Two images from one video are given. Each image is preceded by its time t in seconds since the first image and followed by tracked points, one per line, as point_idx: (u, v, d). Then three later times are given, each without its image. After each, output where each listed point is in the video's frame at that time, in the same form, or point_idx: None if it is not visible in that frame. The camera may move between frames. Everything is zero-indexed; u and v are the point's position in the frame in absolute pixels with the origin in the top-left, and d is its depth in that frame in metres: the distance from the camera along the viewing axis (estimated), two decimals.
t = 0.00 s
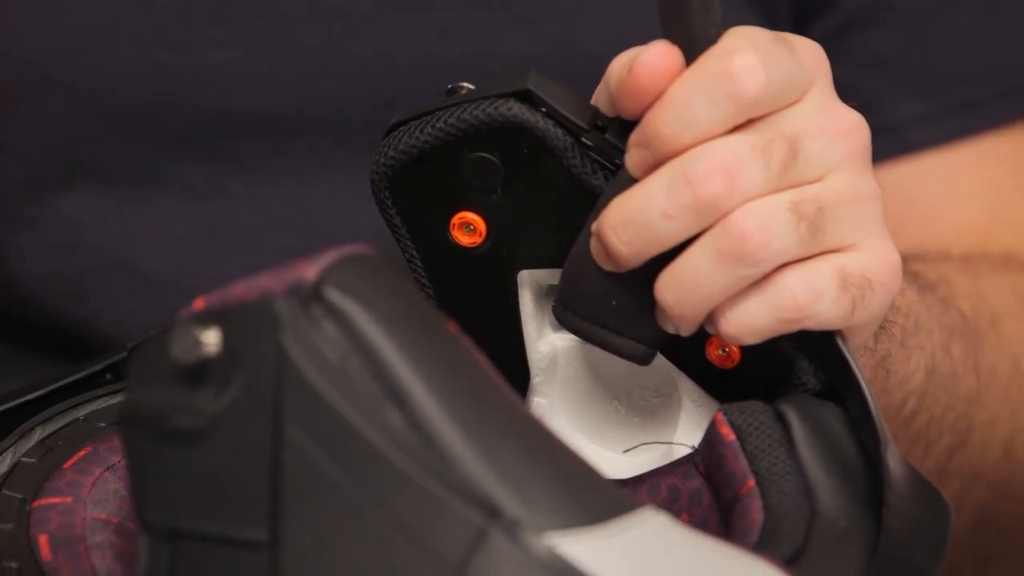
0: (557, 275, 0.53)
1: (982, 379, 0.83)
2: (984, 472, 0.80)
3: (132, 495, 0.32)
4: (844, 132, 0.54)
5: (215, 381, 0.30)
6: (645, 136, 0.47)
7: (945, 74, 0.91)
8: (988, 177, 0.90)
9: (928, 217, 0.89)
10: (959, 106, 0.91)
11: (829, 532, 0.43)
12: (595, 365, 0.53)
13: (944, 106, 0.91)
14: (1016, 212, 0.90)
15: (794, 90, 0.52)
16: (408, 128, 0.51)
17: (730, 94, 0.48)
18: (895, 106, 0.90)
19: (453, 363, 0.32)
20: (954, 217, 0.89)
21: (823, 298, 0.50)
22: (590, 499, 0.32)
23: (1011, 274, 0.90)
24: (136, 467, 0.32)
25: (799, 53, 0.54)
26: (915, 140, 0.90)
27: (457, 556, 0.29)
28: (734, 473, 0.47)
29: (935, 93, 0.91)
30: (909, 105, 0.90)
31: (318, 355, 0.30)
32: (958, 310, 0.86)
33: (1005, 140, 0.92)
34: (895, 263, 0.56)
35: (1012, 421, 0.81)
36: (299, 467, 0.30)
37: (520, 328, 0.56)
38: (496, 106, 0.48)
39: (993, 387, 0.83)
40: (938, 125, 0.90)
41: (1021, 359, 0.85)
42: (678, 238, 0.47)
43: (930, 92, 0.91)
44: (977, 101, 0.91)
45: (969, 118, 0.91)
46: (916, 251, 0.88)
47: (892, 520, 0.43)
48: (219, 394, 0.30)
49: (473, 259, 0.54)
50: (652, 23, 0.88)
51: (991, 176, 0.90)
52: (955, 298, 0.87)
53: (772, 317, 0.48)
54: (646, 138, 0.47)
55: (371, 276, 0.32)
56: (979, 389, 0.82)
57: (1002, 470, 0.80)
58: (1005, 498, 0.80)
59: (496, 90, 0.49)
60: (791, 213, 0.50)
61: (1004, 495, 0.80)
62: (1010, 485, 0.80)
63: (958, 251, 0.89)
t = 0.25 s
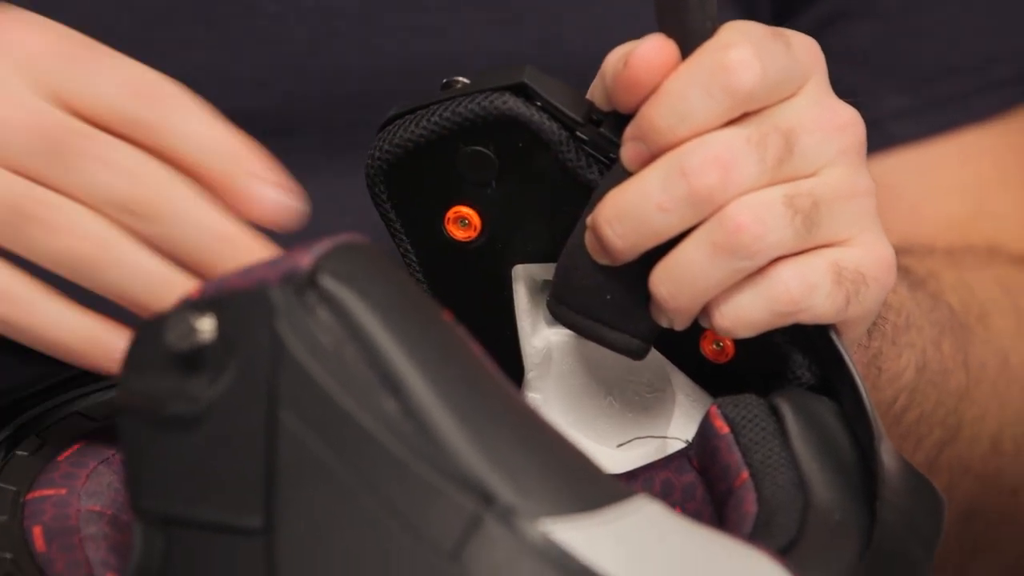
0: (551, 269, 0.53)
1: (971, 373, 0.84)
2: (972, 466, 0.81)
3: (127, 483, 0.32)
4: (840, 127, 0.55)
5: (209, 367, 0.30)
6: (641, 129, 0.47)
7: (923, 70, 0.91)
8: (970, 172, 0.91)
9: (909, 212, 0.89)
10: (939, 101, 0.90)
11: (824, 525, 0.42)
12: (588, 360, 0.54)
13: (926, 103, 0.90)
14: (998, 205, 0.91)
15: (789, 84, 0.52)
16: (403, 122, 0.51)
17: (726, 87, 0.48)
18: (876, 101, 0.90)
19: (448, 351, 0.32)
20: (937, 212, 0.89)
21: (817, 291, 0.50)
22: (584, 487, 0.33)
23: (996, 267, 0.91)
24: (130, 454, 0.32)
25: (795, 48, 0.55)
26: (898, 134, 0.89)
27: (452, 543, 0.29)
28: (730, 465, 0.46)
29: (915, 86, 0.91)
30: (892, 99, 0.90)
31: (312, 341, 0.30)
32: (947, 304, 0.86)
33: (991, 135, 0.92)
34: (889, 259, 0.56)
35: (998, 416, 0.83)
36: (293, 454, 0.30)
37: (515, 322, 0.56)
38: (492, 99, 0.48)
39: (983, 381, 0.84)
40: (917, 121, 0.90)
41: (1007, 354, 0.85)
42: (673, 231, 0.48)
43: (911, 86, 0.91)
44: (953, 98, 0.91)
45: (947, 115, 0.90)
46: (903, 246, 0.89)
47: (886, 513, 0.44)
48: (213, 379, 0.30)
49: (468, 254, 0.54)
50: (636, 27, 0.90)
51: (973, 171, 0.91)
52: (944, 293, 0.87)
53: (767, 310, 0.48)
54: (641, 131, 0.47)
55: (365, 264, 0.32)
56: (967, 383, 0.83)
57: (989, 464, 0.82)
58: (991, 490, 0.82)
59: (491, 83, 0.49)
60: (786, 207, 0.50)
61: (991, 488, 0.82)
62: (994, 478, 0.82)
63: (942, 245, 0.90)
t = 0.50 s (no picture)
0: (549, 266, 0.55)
1: (959, 369, 0.84)
2: (959, 463, 0.82)
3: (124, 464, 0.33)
4: (835, 122, 0.55)
5: (205, 349, 0.31)
6: (639, 122, 0.48)
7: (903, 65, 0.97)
8: (945, 164, 0.94)
9: (890, 199, 0.92)
10: (917, 92, 0.96)
11: (819, 511, 0.42)
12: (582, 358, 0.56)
13: (905, 93, 0.96)
14: (980, 198, 0.93)
15: (785, 79, 0.53)
16: (402, 116, 0.52)
17: (724, 79, 0.48)
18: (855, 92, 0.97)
19: (443, 333, 0.32)
20: (917, 203, 0.92)
21: (814, 283, 0.50)
22: (578, 470, 0.32)
23: (981, 261, 0.91)
24: (126, 438, 0.33)
25: (793, 42, 0.55)
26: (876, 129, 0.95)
27: (445, 522, 0.29)
28: (724, 457, 0.46)
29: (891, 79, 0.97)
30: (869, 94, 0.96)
31: (307, 322, 0.30)
32: (935, 302, 0.87)
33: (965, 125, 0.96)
34: (884, 253, 0.57)
35: (983, 414, 0.83)
36: (288, 433, 0.30)
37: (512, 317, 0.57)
38: (489, 93, 0.48)
39: (970, 377, 0.84)
40: (893, 113, 0.96)
41: (993, 351, 0.85)
42: (669, 222, 0.48)
43: (888, 79, 0.97)
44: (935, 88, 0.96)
45: (929, 105, 0.96)
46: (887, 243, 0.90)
47: (880, 504, 0.43)
48: (207, 361, 0.31)
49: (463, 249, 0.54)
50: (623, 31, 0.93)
51: (945, 161, 0.94)
52: (930, 290, 0.87)
53: (764, 302, 0.48)
54: (639, 123, 0.48)
55: (360, 248, 0.32)
56: (954, 381, 0.83)
57: (975, 462, 0.82)
58: (977, 487, 0.82)
59: (490, 77, 0.48)
60: (782, 199, 0.50)
61: (977, 484, 0.82)
62: (981, 475, 0.82)
63: (923, 236, 0.91)
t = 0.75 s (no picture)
0: (541, 260, 0.54)
1: (945, 365, 0.85)
2: (946, 459, 0.82)
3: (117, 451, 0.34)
4: (827, 116, 0.56)
5: (198, 335, 0.31)
6: (632, 115, 0.48)
7: (888, 57, 0.97)
8: (931, 162, 0.95)
9: (877, 195, 0.93)
10: (902, 88, 0.96)
11: (813, 500, 0.41)
12: (578, 355, 0.55)
13: (892, 88, 0.96)
14: (965, 194, 0.94)
15: (777, 73, 0.53)
16: (395, 112, 0.52)
17: (717, 71, 0.49)
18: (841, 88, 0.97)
19: (436, 319, 0.32)
20: (904, 199, 0.93)
21: (807, 276, 0.50)
22: (572, 455, 0.32)
23: (965, 260, 0.92)
24: (118, 426, 0.33)
25: (785, 36, 0.56)
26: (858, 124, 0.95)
27: (439, 506, 0.29)
28: (717, 448, 0.45)
29: (877, 76, 0.97)
30: (857, 89, 0.96)
31: (300, 306, 0.30)
32: (921, 299, 0.88)
33: (949, 124, 0.97)
34: (877, 247, 0.57)
35: (969, 409, 0.84)
36: (281, 416, 0.30)
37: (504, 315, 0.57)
38: (482, 88, 0.49)
39: (956, 373, 0.85)
40: (880, 108, 0.96)
41: (978, 348, 0.87)
42: (663, 215, 0.48)
43: (873, 76, 0.97)
44: (918, 84, 0.96)
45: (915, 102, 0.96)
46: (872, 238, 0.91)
47: (874, 494, 0.42)
48: (200, 347, 0.31)
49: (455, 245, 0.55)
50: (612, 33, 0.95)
51: (932, 159, 0.96)
52: (916, 287, 0.89)
53: (758, 294, 0.48)
54: (632, 116, 0.48)
55: (353, 234, 0.32)
56: (942, 376, 0.85)
57: (961, 457, 0.83)
58: (962, 483, 0.83)
59: (481, 73, 0.49)
60: (775, 191, 0.50)
61: (962, 479, 0.82)
62: (966, 470, 0.83)
63: (909, 233, 0.92)
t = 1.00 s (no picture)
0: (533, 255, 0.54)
1: (938, 362, 0.86)
2: (937, 457, 0.83)
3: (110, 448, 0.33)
4: (820, 112, 0.56)
5: (191, 331, 0.31)
6: (625, 111, 0.48)
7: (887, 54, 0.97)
8: (923, 159, 0.95)
9: (869, 191, 0.93)
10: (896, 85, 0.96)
11: (804, 495, 0.41)
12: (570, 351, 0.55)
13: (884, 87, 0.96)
14: (960, 194, 0.95)
15: (770, 68, 0.53)
16: (388, 107, 0.52)
17: (710, 66, 0.49)
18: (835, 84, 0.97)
19: (429, 315, 0.32)
20: (898, 197, 0.93)
21: (800, 271, 0.50)
22: (565, 451, 0.32)
23: (957, 258, 0.93)
24: (110, 422, 0.33)
25: (777, 32, 0.56)
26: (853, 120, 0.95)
27: (431, 503, 0.29)
28: (709, 444, 0.45)
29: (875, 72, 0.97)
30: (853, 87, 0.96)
31: (293, 302, 0.30)
32: (913, 296, 0.89)
33: (942, 121, 0.97)
34: (869, 241, 0.57)
35: (963, 406, 0.86)
36: (273, 413, 0.30)
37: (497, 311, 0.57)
38: (474, 83, 0.49)
39: (949, 370, 0.86)
40: (874, 104, 0.95)
41: (970, 345, 0.88)
42: (656, 210, 0.48)
43: (870, 73, 0.97)
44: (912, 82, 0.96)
45: (905, 99, 0.96)
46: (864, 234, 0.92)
47: (867, 489, 0.41)
48: (193, 343, 0.31)
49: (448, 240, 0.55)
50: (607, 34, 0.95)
51: (925, 156, 0.95)
52: (909, 284, 0.89)
53: (751, 290, 0.48)
54: (625, 112, 0.48)
55: (345, 230, 0.32)
56: (934, 374, 0.86)
57: (953, 455, 0.84)
58: (955, 482, 0.84)
59: (473, 68, 0.49)
60: (768, 186, 0.51)
61: (955, 478, 0.84)
62: (958, 469, 0.84)
63: (902, 235, 0.93)
